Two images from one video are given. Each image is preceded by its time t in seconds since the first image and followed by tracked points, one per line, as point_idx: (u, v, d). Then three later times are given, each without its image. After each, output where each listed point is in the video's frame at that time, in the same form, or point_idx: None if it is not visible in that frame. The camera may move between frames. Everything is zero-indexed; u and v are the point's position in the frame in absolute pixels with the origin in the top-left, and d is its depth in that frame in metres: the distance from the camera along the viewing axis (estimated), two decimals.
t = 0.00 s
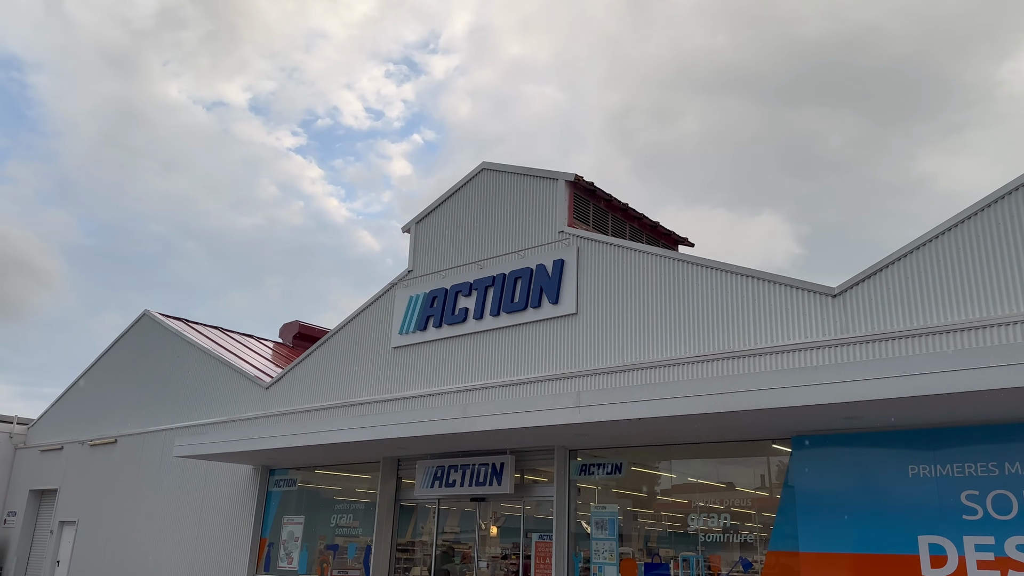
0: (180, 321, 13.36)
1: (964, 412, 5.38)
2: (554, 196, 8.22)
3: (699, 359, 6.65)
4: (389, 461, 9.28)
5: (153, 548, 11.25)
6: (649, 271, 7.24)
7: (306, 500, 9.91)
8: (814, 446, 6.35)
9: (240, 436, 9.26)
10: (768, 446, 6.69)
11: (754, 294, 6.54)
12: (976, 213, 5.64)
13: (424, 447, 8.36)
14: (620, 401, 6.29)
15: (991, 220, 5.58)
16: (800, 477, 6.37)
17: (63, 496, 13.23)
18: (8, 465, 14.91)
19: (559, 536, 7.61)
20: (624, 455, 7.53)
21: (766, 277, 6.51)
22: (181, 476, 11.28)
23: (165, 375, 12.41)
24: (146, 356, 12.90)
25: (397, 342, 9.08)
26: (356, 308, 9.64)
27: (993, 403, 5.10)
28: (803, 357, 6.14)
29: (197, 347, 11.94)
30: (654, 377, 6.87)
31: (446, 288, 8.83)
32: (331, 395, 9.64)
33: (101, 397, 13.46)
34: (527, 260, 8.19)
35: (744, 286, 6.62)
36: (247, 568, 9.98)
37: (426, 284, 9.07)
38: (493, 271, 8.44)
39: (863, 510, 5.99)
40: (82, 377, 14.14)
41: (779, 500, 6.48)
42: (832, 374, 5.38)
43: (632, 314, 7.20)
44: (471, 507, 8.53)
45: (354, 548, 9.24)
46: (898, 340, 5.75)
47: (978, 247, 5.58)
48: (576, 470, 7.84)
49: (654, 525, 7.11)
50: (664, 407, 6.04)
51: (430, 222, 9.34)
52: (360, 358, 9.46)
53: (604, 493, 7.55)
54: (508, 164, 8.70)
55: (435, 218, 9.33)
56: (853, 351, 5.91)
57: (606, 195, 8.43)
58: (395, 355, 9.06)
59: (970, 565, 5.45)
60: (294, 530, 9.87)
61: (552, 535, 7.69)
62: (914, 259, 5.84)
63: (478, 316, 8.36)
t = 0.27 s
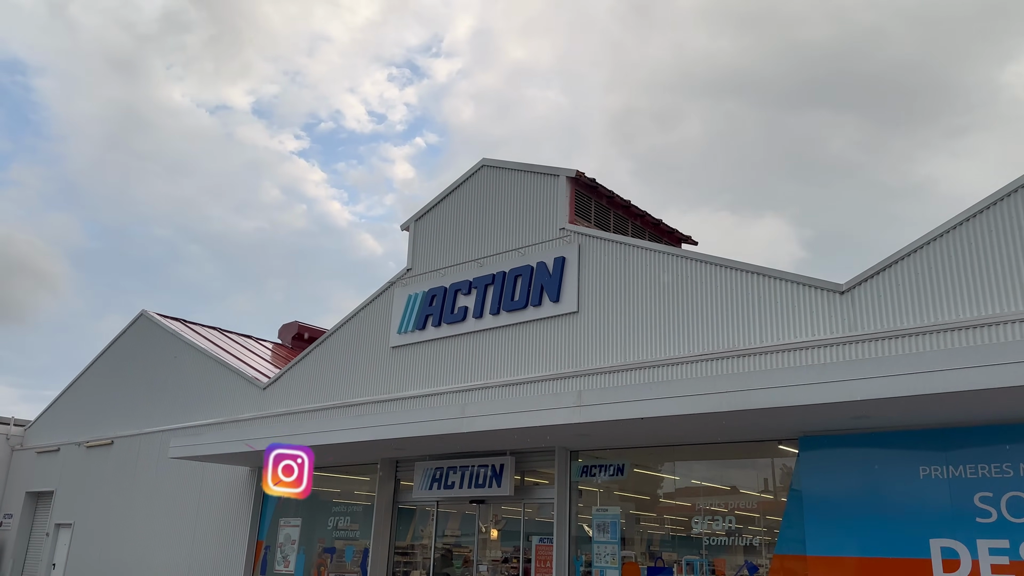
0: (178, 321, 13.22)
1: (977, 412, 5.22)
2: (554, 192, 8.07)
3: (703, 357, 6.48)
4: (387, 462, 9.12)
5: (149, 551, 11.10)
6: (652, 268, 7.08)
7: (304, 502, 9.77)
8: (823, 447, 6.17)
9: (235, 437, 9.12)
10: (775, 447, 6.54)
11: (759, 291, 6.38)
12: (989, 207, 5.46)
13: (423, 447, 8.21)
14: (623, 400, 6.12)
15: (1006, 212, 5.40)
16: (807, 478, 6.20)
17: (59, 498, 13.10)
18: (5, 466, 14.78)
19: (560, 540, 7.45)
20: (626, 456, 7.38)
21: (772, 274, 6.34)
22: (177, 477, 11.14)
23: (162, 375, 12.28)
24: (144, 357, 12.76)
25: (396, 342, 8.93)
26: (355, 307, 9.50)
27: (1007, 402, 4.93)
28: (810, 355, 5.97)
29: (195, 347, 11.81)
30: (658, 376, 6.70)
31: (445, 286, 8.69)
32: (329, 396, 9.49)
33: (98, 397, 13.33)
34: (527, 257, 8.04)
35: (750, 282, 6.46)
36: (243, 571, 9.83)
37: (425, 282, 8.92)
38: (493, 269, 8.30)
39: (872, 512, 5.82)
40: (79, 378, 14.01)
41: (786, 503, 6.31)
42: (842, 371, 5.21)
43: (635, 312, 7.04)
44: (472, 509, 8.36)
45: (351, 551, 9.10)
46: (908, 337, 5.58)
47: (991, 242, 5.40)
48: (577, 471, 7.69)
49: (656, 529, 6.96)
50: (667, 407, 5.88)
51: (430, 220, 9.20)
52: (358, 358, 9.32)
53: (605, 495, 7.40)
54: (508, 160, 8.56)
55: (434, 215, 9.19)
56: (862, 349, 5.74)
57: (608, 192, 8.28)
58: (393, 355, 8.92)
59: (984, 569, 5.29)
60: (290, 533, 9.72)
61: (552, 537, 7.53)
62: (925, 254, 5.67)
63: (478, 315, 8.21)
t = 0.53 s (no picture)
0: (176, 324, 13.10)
1: (990, 415, 5.04)
2: (556, 192, 7.94)
3: (707, 359, 6.32)
4: (384, 466, 9.10)
5: (145, 556, 10.95)
6: (655, 269, 6.93)
7: (298, 507, 9.57)
8: (831, 452, 6.01)
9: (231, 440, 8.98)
10: (780, 451, 6.38)
11: (765, 292, 6.22)
12: (1003, 204, 5.30)
13: (421, 451, 8.06)
14: (625, 403, 5.97)
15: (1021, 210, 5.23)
16: (815, 484, 6.04)
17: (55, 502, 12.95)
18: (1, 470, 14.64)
19: (561, 546, 7.29)
20: (628, 460, 7.24)
21: (777, 274, 6.18)
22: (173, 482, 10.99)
23: (159, 378, 12.14)
24: (141, 360, 12.63)
25: (395, 344, 8.79)
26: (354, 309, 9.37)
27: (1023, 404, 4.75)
28: (817, 357, 5.80)
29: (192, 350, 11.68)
30: (661, 378, 6.54)
31: (444, 287, 8.55)
32: (327, 399, 9.35)
33: (95, 401, 13.20)
34: (528, 258, 7.90)
35: (755, 283, 6.30)
36: None
37: (424, 283, 8.79)
38: (493, 270, 8.16)
39: (882, 519, 5.64)
40: (76, 381, 13.88)
41: (792, 508, 6.14)
42: (849, 372, 5.04)
43: (637, 313, 6.89)
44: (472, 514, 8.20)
45: (348, 556, 8.97)
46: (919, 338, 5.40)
47: (1005, 240, 5.24)
48: (578, 476, 7.55)
49: (658, 535, 6.80)
50: (670, 409, 5.73)
51: (430, 220, 9.08)
52: (357, 361, 9.18)
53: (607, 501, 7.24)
54: (509, 160, 8.43)
55: (434, 215, 9.06)
56: (870, 350, 5.57)
57: (611, 192, 8.14)
58: (392, 357, 8.78)
59: None
60: (286, 538, 9.57)
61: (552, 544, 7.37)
62: (936, 253, 5.51)
63: (477, 316, 8.07)
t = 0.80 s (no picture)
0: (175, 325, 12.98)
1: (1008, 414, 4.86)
2: (559, 189, 7.79)
3: (713, 358, 6.16)
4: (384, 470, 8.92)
5: (141, 559, 10.80)
6: (658, 266, 6.78)
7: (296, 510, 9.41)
8: (842, 455, 5.83)
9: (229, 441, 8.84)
10: (788, 453, 6.21)
11: (772, 289, 6.05)
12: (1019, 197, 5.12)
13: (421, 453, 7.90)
14: (627, 403, 5.81)
15: None
16: (825, 486, 5.85)
17: (52, 505, 12.81)
18: None
19: (563, 551, 7.12)
20: (632, 462, 7.07)
21: (786, 270, 6.01)
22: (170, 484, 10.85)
23: (158, 380, 12.01)
24: (139, 361, 12.51)
25: (395, 344, 8.65)
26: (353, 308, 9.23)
27: None
28: (826, 355, 5.63)
29: (190, 350, 11.55)
30: (665, 377, 6.38)
31: (445, 286, 8.41)
32: (326, 400, 9.21)
33: (93, 402, 13.07)
34: (530, 256, 7.76)
35: (763, 279, 6.13)
36: None
37: (424, 282, 8.65)
38: (495, 268, 8.01)
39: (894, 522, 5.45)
40: (74, 383, 13.76)
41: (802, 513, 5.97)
42: (859, 370, 4.89)
43: (642, 312, 6.73)
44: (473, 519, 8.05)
45: (347, 560, 8.80)
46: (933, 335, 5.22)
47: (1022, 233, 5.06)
48: (581, 478, 7.38)
49: (662, 540, 6.63)
50: (675, 408, 5.57)
51: (431, 219, 8.95)
52: (356, 361, 9.04)
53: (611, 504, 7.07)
54: (511, 156, 8.29)
55: (435, 214, 8.93)
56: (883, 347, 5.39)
57: (615, 189, 7.99)
58: (391, 358, 8.63)
59: None
60: (284, 542, 9.39)
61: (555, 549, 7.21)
62: (950, 247, 5.33)
63: (478, 315, 7.92)
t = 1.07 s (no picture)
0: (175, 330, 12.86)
1: None
2: (562, 189, 7.66)
3: (721, 361, 5.99)
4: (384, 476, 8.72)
5: (138, 566, 10.65)
6: (665, 268, 6.63)
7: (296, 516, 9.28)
8: (855, 461, 5.66)
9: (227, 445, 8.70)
10: (799, 458, 6.04)
11: (783, 290, 5.89)
12: None
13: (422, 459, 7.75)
14: (633, 408, 5.66)
15: None
16: (838, 493, 5.68)
17: (50, 511, 12.68)
18: None
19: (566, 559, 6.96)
20: (638, 468, 6.91)
21: (796, 271, 5.86)
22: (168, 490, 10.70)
23: (157, 384, 11.88)
24: (139, 365, 12.38)
25: (395, 347, 8.51)
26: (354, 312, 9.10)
27: None
28: (839, 358, 5.46)
29: (190, 355, 11.42)
30: (672, 381, 6.22)
31: (447, 289, 8.28)
32: (326, 405, 9.07)
33: (92, 407, 12.95)
34: (533, 258, 7.62)
35: (773, 281, 5.97)
36: None
37: (426, 285, 8.52)
38: (498, 270, 7.88)
39: (909, 531, 5.27)
40: (73, 388, 13.64)
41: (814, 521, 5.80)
42: (873, 372, 4.72)
43: (648, 314, 6.58)
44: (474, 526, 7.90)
45: (346, 568, 8.65)
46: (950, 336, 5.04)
47: None
48: (586, 484, 7.22)
49: (667, 548, 6.47)
50: (682, 412, 5.41)
51: (433, 221, 8.82)
52: (357, 365, 8.90)
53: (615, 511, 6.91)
54: (514, 157, 8.17)
55: (437, 216, 8.80)
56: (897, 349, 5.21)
57: (620, 189, 7.86)
58: (392, 362, 8.49)
59: None
60: (283, 549, 9.25)
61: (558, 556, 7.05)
62: (967, 247, 5.16)
63: (481, 318, 7.78)
